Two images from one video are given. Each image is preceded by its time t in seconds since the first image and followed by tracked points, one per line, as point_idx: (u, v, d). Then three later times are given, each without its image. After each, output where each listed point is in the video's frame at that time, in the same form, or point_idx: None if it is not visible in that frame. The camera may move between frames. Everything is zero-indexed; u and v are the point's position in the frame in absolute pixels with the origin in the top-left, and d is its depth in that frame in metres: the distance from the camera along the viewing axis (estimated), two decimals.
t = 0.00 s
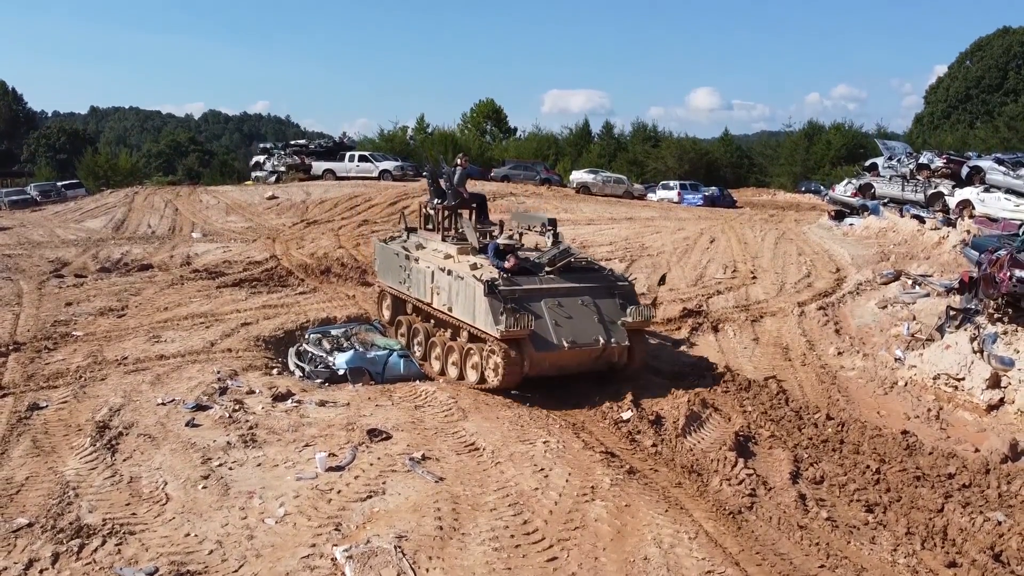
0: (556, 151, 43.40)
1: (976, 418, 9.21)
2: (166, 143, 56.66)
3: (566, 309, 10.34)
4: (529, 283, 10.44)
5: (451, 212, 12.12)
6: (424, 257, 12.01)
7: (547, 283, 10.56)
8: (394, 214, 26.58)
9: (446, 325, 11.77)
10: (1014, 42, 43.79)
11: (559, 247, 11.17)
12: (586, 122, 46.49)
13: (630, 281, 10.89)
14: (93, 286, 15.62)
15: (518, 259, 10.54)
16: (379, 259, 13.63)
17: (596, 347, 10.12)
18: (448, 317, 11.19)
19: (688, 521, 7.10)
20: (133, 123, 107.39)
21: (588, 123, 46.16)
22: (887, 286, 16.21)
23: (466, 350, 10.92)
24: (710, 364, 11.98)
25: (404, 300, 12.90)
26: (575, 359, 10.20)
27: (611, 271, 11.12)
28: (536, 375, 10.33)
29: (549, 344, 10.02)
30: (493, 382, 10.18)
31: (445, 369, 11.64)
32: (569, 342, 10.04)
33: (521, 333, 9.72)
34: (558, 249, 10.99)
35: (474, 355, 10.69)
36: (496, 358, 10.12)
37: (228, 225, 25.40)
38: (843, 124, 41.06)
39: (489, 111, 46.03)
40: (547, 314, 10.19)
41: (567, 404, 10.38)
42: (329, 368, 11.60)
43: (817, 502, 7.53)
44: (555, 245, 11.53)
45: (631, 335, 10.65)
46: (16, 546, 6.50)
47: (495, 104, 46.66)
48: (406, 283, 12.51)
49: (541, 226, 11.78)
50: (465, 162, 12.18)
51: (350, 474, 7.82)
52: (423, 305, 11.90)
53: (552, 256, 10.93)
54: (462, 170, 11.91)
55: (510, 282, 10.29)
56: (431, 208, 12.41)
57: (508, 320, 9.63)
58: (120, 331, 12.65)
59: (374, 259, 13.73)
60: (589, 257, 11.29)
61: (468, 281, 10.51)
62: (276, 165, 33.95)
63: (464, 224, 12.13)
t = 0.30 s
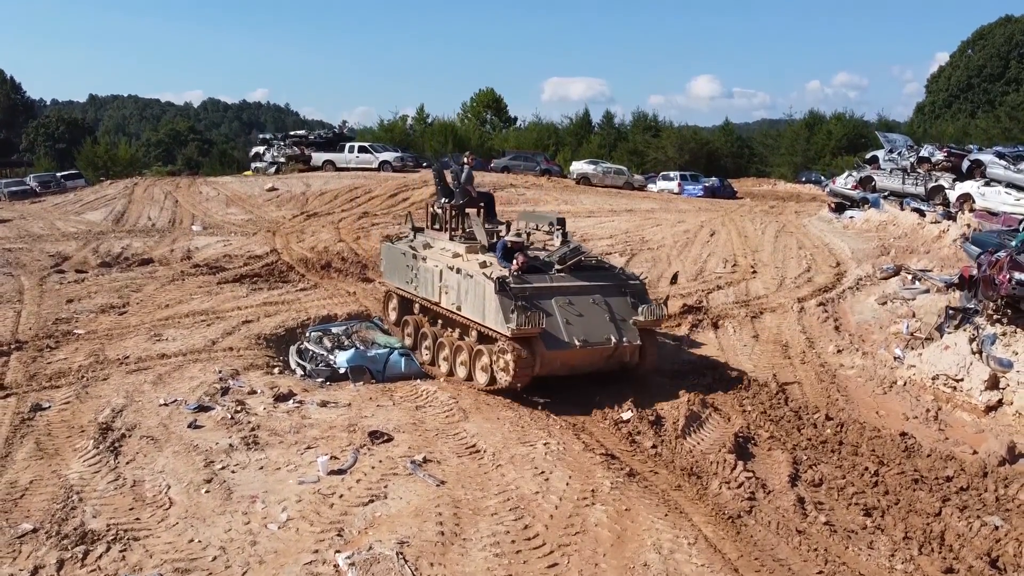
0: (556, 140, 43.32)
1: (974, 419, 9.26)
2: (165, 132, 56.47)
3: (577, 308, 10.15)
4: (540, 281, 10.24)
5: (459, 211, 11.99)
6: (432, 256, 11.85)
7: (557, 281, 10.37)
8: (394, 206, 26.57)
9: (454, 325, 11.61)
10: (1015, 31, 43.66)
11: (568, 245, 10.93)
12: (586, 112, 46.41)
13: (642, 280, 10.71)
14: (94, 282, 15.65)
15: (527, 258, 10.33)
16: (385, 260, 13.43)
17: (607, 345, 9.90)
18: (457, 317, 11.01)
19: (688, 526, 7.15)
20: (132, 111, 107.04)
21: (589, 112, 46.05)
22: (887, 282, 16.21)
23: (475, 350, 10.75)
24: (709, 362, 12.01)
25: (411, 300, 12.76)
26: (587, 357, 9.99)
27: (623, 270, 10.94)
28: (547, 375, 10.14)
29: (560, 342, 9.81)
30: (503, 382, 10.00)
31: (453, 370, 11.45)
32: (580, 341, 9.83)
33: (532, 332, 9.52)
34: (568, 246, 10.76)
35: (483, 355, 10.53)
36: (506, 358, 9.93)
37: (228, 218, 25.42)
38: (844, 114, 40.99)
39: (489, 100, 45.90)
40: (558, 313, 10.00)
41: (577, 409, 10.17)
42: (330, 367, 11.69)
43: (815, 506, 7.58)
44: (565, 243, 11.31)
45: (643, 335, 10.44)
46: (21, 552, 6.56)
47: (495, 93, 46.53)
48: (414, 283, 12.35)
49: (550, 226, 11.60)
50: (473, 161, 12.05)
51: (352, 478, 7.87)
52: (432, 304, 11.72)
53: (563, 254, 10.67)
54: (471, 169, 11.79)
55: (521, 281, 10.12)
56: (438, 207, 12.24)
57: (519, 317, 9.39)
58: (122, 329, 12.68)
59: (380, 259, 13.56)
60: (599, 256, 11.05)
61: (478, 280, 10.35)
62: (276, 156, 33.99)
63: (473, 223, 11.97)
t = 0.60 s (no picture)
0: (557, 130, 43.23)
1: (971, 422, 9.31)
2: (164, 121, 56.24)
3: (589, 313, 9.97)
4: (550, 286, 10.04)
5: (466, 212, 11.66)
6: (439, 259, 11.60)
7: (568, 285, 10.18)
8: (394, 199, 26.56)
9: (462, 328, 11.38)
10: (1018, 19, 43.47)
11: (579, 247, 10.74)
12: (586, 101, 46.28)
13: (653, 283, 10.54)
14: (95, 279, 15.68)
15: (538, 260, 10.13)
16: (393, 261, 13.18)
17: (621, 351, 9.74)
18: (466, 322, 10.80)
19: (687, 532, 7.22)
20: (130, 100, 106.69)
21: (589, 101, 45.91)
22: (886, 279, 16.24)
23: (485, 355, 10.55)
24: (710, 361, 12.05)
25: (419, 303, 12.53)
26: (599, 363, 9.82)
27: (633, 273, 10.77)
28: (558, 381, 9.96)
29: (573, 348, 9.62)
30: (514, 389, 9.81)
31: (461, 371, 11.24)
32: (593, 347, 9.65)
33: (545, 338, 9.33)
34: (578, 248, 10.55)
35: (493, 361, 10.32)
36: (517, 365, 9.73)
37: (228, 211, 25.41)
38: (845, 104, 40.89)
39: (489, 89, 45.75)
40: (569, 318, 9.81)
41: (591, 416, 10.02)
42: (332, 367, 11.79)
43: (814, 512, 7.65)
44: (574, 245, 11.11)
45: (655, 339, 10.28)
46: (28, 561, 6.64)
47: (495, 82, 46.38)
48: (421, 286, 12.12)
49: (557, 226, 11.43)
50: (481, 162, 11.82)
51: (355, 484, 7.93)
52: (440, 308, 11.49)
53: (574, 256, 10.49)
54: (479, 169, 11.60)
55: (532, 285, 9.90)
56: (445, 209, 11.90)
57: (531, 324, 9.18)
58: (124, 329, 12.72)
59: (387, 260, 13.32)
60: (609, 259, 10.90)
61: (487, 285, 10.11)
62: (275, 147, 33.96)
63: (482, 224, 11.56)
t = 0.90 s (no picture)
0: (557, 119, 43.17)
1: (970, 426, 9.39)
2: (163, 110, 56.05)
3: (601, 319, 9.84)
4: (563, 291, 9.93)
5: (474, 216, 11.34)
6: (448, 264, 11.45)
7: (580, 291, 10.06)
8: (394, 192, 26.55)
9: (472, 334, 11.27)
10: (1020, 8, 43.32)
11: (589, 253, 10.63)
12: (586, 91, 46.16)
13: (666, 287, 10.41)
14: (97, 277, 15.71)
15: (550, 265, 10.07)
16: (401, 267, 13.01)
17: (635, 358, 9.57)
18: (476, 327, 10.65)
19: (687, 541, 7.30)
20: (129, 87, 106.31)
21: (589, 90, 45.76)
22: (885, 277, 16.29)
23: (495, 363, 10.43)
24: (710, 362, 12.10)
25: (426, 308, 12.34)
26: (613, 370, 9.67)
27: (646, 277, 10.62)
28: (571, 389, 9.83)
29: (586, 355, 9.49)
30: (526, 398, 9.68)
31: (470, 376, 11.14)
32: (606, 354, 9.52)
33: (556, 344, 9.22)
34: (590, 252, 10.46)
35: (504, 370, 10.20)
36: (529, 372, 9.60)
37: (229, 204, 25.41)
38: (846, 93, 40.79)
39: (489, 78, 45.61)
40: (581, 324, 9.69)
41: (601, 426, 9.95)
42: (333, 367, 11.88)
43: (812, 519, 7.72)
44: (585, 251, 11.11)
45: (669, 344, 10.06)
46: (36, 571, 6.73)
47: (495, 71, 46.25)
48: (429, 291, 11.95)
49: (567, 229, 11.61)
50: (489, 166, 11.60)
51: (358, 491, 8.01)
52: (449, 314, 11.33)
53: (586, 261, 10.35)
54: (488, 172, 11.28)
55: (543, 291, 9.80)
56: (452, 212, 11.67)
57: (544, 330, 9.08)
58: (126, 329, 12.76)
59: (393, 266, 13.15)
60: (620, 262, 10.78)
61: (498, 290, 9.97)
62: (275, 138, 33.78)
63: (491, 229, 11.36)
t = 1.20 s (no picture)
0: (557, 109, 43.07)
1: (967, 432, 9.47)
2: (162, 98, 55.89)
3: (615, 324, 9.64)
4: (576, 297, 9.72)
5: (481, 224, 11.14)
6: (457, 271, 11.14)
7: (593, 296, 9.86)
8: (395, 185, 26.54)
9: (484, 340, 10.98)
10: None
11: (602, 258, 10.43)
12: (586, 80, 46.05)
13: (680, 293, 10.23)
14: (99, 275, 15.76)
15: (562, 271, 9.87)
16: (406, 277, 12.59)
17: (650, 364, 9.37)
18: (489, 336, 10.38)
19: (687, 551, 7.40)
20: (128, 74, 105.93)
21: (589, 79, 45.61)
22: (885, 276, 16.35)
23: (509, 374, 10.21)
24: (710, 364, 12.17)
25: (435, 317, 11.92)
26: (627, 377, 9.47)
27: (659, 282, 10.44)
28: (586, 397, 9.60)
29: (600, 362, 9.29)
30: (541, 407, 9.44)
31: (482, 385, 10.89)
32: (621, 360, 9.33)
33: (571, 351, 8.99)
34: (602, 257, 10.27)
35: (517, 380, 9.99)
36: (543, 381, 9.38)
37: (229, 197, 25.42)
38: (847, 84, 40.68)
39: (489, 68, 45.55)
40: (595, 330, 9.50)
41: (615, 441, 9.73)
42: (336, 369, 11.96)
43: (811, 528, 7.81)
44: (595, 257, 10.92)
45: (684, 349, 9.99)
46: None
47: (495, 60, 46.18)
48: (438, 299, 11.61)
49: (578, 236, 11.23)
50: (498, 171, 11.24)
51: (361, 500, 8.10)
52: (459, 321, 11.02)
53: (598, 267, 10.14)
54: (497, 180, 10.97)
55: (556, 297, 9.59)
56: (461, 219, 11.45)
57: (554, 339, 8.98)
58: (129, 331, 12.82)
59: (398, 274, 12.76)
60: (632, 268, 10.59)
61: (511, 297, 9.71)
62: (275, 130, 33.57)
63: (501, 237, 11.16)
